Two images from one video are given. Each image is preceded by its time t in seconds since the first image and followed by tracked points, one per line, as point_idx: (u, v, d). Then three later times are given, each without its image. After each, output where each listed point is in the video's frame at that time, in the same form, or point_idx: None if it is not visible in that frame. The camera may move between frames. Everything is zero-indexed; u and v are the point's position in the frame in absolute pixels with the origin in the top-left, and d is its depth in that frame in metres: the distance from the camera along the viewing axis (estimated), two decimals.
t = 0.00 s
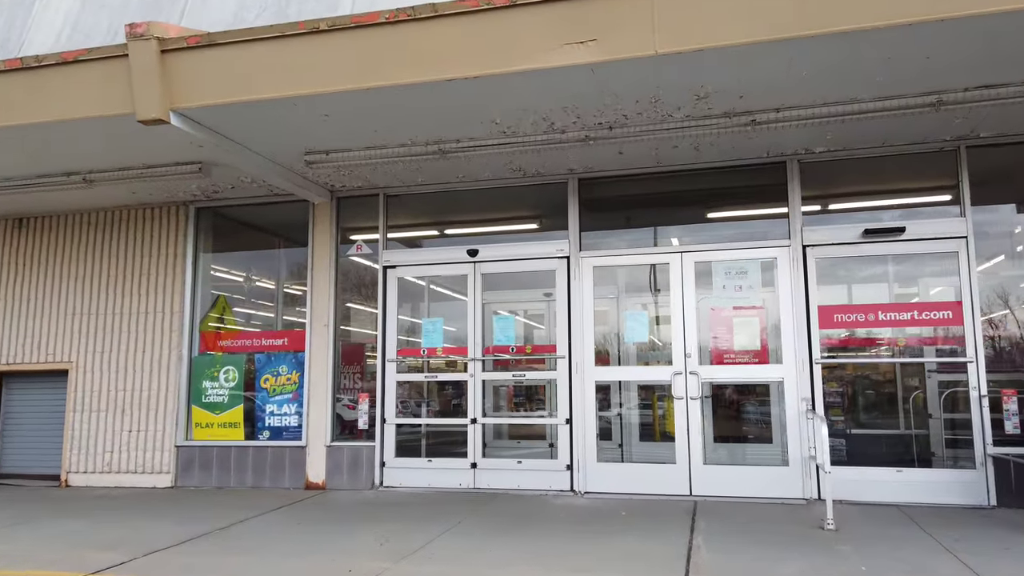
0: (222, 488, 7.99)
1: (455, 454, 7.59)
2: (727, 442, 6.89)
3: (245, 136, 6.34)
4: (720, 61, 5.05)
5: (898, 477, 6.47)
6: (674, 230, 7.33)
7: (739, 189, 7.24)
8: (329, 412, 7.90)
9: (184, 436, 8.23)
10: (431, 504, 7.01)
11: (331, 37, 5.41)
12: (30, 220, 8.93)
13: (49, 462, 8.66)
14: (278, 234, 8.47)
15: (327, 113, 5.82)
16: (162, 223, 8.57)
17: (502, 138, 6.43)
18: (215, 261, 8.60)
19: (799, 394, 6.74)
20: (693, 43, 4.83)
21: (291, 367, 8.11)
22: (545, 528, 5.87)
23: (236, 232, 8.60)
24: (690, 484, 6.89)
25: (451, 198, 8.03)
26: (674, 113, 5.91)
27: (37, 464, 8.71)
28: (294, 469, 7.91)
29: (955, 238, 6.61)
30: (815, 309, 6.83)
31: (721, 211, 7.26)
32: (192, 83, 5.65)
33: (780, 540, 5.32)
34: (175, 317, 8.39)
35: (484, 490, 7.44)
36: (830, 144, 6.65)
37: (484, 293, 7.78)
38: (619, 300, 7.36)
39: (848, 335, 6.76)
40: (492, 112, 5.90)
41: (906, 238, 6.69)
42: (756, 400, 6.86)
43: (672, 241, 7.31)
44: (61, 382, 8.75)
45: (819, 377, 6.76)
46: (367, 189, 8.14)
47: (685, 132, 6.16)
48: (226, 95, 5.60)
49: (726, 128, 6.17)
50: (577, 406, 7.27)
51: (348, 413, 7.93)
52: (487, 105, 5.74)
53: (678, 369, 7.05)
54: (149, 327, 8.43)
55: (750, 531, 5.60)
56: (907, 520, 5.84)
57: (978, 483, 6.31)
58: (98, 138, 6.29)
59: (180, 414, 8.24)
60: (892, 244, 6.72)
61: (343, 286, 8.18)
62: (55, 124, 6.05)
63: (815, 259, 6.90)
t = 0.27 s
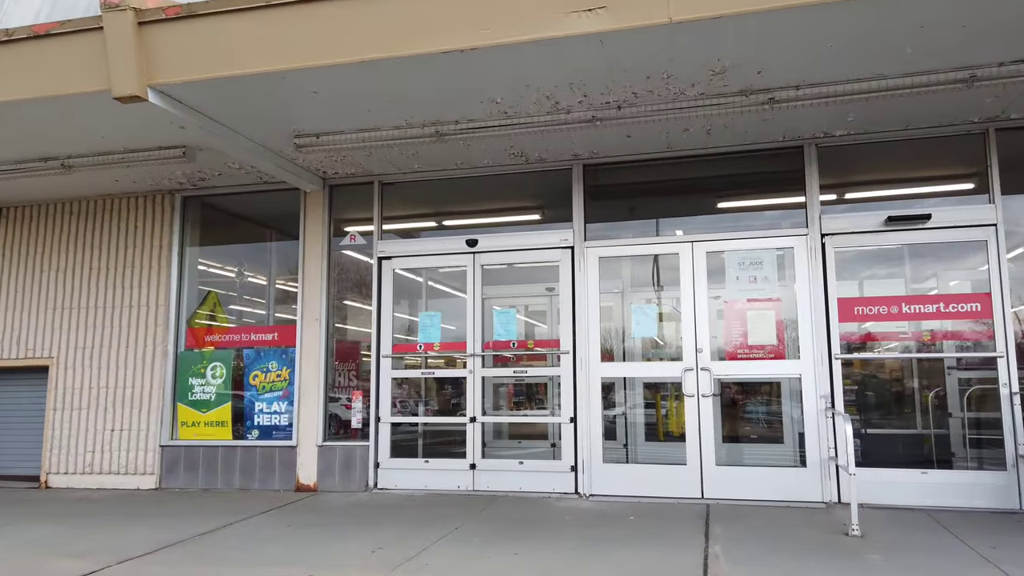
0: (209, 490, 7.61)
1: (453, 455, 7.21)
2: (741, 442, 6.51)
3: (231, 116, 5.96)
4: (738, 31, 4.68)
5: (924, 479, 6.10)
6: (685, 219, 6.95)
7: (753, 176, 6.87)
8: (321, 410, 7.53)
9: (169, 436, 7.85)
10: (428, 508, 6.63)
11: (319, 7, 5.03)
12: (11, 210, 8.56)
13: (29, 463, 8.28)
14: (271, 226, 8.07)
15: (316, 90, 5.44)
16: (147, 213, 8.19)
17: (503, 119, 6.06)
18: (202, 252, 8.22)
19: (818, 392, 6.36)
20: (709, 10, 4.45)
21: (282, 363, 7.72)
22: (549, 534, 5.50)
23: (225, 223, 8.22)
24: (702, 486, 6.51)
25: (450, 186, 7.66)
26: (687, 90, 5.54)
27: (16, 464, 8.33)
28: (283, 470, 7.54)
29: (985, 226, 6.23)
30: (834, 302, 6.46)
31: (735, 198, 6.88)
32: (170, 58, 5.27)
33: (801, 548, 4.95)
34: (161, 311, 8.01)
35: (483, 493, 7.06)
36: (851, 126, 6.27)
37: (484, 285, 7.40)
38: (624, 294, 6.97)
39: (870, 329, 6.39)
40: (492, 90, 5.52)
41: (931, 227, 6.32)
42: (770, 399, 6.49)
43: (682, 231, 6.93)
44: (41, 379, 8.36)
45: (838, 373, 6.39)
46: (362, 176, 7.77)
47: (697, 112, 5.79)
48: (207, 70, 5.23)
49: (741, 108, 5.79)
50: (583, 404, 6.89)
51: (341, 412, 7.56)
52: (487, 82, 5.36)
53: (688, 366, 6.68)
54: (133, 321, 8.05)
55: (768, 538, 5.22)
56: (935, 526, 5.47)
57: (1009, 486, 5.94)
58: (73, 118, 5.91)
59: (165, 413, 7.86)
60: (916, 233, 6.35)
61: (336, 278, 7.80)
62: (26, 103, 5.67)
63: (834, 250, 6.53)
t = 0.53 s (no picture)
0: (197, 499, 7.22)
1: (455, 462, 6.81)
2: (761, 449, 6.10)
3: (215, 101, 5.57)
4: (765, 2, 4.26)
5: (957, 491, 5.69)
6: (701, 212, 6.52)
7: (774, 166, 6.45)
8: (315, 415, 7.13)
9: (155, 442, 7.46)
10: (428, 520, 6.23)
11: None
12: None
13: (10, 470, 7.89)
14: (265, 222, 7.66)
15: (305, 71, 5.04)
16: (133, 207, 7.80)
17: (507, 104, 5.64)
18: (191, 248, 7.82)
19: (844, 396, 5.94)
20: None
21: (274, 365, 7.33)
22: (559, 551, 5.09)
23: (215, 217, 7.83)
24: (720, 497, 6.10)
25: (451, 178, 7.25)
26: (706, 71, 5.12)
27: None
28: (275, 478, 7.14)
29: None
30: (862, 300, 6.04)
31: (754, 189, 6.46)
32: (147, 36, 4.87)
33: (835, 568, 4.53)
34: (147, 310, 7.61)
35: (487, 502, 6.65)
36: (880, 111, 5.85)
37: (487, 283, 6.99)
38: (636, 292, 6.56)
39: (900, 329, 5.96)
40: (495, 71, 5.11)
41: (966, 220, 5.90)
42: (788, 401, 6.08)
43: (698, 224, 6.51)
44: (23, 381, 7.97)
45: (866, 376, 5.96)
46: (358, 167, 7.36)
47: (716, 95, 5.38)
48: (187, 49, 4.83)
49: (764, 91, 5.37)
50: (592, 409, 6.48)
51: (336, 417, 7.16)
52: (489, 61, 4.95)
53: (705, 368, 6.26)
54: (118, 321, 7.66)
55: (797, 556, 4.81)
56: (977, 542, 5.05)
57: None
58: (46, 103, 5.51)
59: (151, 418, 7.47)
60: (950, 226, 5.93)
61: (331, 275, 7.40)
62: None
63: (861, 244, 6.11)
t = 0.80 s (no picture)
0: (188, 503, 6.86)
1: (460, 465, 6.43)
2: (786, 452, 5.71)
3: (203, 78, 5.20)
4: None
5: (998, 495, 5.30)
6: (721, 198, 6.13)
7: (799, 150, 6.06)
8: (312, 414, 6.76)
9: (144, 443, 7.09)
10: (432, 526, 5.85)
11: None
12: None
13: None
14: (261, 214, 7.28)
15: (297, 43, 4.67)
16: (122, 197, 7.44)
17: (515, 81, 5.27)
18: (183, 240, 7.46)
19: (876, 395, 5.56)
20: None
21: (269, 362, 6.96)
22: (572, 562, 4.72)
23: (207, 207, 7.46)
24: (743, 502, 5.72)
25: (455, 165, 6.87)
26: (731, 42, 4.74)
27: None
28: (270, 481, 6.77)
29: None
30: (895, 291, 5.65)
31: (777, 175, 6.07)
32: (127, 5, 4.51)
33: None
34: (136, 304, 7.25)
35: (493, 507, 6.28)
36: (915, 88, 5.46)
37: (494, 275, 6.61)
38: (652, 284, 6.18)
39: (936, 323, 5.57)
40: (503, 43, 4.73)
41: (1007, 205, 5.51)
42: (806, 400, 5.71)
43: (718, 212, 6.12)
44: (7, 380, 7.61)
45: (899, 373, 5.57)
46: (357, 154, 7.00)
47: (741, 70, 4.99)
48: (170, 19, 4.46)
49: (793, 66, 4.98)
50: (605, 409, 6.09)
51: (334, 416, 6.79)
52: (496, 32, 4.58)
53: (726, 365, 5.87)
54: (106, 316, 7.30)
55: (831, 567, 4.45)
56: None
57: None
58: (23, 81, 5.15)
59: (140, 418, 7.11)
60: (989, 213, 5.54)
61: (329, 267, 7.02)
62: None
63: (893, 232, 5.72)
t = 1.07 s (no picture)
0: (176, 513, 6.47)
1: (465, 472, 6.04)
2: (816, 460, 5.30)
3: (188, 55, 4.81)
4: None
5: None
6: (744, 188, 5.72)
7: (829, 135, 5.66)
8: (308, 418, 6.37)
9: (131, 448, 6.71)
10: (435, 539, 5.45)
11: None
12: None
13: None
14: (254, 206, 6.90)
15: (289, 15, 4.28)
16: (109, 189, 7.06)
17: (525, 59, 4.88)
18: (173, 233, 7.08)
19: (914, 398, 5.15)
20: None
21: (263, 362, 6.57)
22: None
23: (199, 199, 7.08)
24: (769, 514, 5.31)
25: (460, 153, 6.48)
26: (762, 13, 4.34)
27: None
28: (263, 489, 6.38)
29: None
30: (934, 287, 5.23)
31: (805, 162, 5.66)
32: None
33: None
34: (123, 301, 6.87)
35: (501, 518, 5.88)
36: (958, 67, 5.06)
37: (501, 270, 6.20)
38: (671, 279, 5.78)
39: (979, 321, 5.15)
40: (514, 14, 4.34)
41: None
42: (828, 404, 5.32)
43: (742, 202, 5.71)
44: None
45: (939, 376, 5.16)
46: (356, 142, 6.61)
47: (772, 45, 4.59)
48: None
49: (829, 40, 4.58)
50: (621, 413, 5.69)
51: (332, 421, 6.39)
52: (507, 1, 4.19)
53: (751, 366, 5.47)
54: (92, 313, 6.92)
55: None
56: None
57: None
58: None
59: (127, 422, 6.72)
60: None
61: (326, 263, 6.63)
62: None
63: (932, 223, 5.31)
